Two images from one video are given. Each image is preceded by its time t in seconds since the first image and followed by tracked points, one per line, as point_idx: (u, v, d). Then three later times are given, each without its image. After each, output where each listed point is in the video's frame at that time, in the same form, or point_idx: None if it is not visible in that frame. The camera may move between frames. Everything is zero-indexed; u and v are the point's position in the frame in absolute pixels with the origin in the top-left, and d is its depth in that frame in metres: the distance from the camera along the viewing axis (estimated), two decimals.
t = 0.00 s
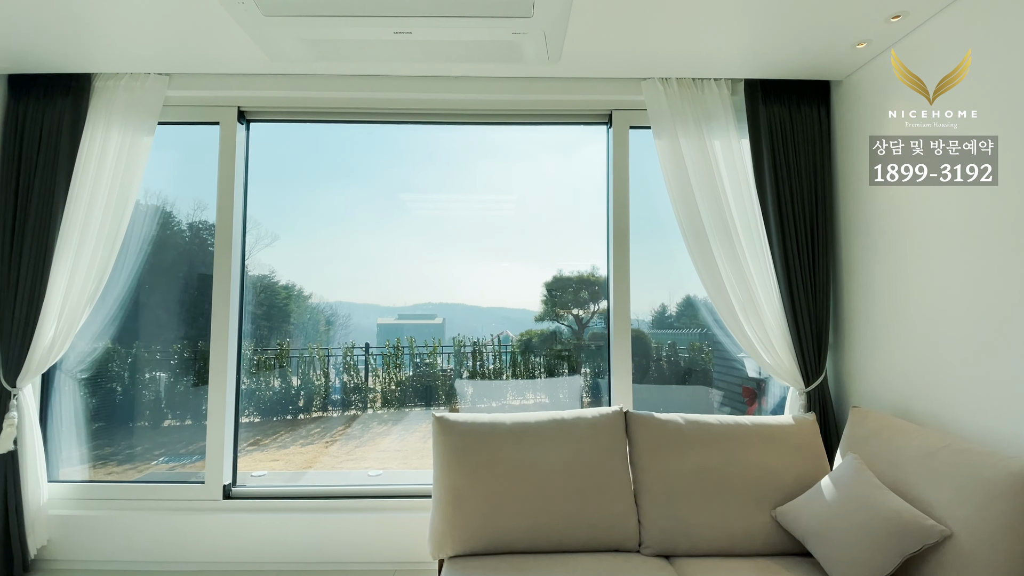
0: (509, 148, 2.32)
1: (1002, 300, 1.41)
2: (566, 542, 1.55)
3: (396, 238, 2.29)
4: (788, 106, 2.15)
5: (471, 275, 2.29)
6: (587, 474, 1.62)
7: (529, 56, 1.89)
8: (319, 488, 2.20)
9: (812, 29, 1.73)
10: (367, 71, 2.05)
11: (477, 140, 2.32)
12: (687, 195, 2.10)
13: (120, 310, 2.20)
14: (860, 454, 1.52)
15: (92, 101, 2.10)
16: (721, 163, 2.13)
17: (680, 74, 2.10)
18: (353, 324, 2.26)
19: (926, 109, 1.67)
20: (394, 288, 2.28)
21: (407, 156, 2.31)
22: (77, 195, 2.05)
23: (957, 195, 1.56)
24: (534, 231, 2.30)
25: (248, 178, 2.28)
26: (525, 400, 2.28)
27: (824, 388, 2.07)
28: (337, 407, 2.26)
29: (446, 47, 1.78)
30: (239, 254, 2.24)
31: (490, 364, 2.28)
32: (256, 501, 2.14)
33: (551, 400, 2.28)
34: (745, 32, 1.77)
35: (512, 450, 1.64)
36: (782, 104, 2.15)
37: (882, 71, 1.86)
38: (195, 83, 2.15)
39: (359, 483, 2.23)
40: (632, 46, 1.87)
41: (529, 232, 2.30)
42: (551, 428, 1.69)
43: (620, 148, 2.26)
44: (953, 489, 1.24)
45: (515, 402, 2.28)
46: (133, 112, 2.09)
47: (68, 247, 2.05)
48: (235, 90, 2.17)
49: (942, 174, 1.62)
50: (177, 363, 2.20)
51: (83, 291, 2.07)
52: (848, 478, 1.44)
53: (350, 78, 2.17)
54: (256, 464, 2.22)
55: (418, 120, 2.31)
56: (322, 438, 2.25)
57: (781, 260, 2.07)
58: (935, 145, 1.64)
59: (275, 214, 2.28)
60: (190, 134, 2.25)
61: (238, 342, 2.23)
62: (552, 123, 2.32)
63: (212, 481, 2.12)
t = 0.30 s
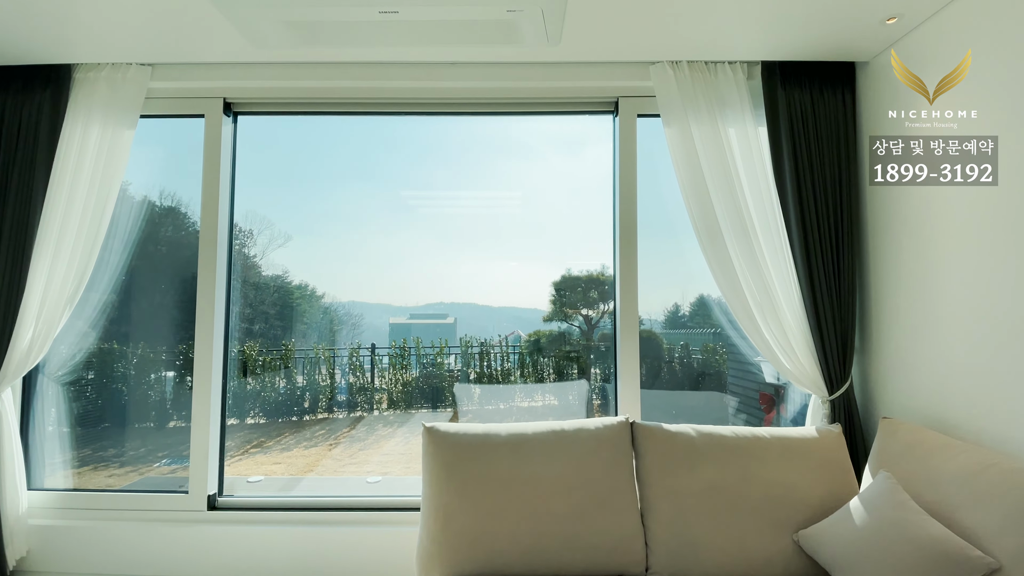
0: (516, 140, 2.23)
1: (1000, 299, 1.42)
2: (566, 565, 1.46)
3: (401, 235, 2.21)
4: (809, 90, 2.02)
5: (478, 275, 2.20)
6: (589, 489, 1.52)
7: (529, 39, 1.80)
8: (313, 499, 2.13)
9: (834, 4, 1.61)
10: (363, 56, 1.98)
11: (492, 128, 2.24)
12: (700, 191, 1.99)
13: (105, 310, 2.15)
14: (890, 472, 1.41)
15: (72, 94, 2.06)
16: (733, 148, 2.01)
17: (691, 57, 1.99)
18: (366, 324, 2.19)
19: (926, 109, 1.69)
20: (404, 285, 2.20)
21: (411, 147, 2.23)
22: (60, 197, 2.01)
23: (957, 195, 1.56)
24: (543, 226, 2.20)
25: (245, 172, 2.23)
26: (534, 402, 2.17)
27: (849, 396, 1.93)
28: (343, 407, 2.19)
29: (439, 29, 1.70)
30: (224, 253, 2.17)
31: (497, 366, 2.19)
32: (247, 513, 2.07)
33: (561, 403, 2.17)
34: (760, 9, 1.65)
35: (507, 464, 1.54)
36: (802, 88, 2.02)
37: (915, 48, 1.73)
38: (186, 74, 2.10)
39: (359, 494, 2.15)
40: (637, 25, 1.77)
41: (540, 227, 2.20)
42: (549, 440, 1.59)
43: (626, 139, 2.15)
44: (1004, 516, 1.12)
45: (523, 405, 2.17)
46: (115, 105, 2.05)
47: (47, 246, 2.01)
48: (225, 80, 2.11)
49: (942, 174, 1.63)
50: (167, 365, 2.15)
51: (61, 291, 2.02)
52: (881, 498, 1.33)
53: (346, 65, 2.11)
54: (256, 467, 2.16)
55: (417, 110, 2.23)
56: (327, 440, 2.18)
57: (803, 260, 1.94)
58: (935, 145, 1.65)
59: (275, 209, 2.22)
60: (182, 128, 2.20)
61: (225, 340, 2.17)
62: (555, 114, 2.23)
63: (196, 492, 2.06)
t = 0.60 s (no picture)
0: (523, 132, 2.14)
1: (998, 297, 1.45)
2: None
3: (405, 231, 2.14)
4: (831, 71, 1.90)
5: (485, 274, 2.12)
6: (589, 504, 1.43)
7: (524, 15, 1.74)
8: (308, 510, 2.06)
9: None
10: (359, 40, 1.92)
11: (506, 119, 2.15)
12: (714, 185, 1.88)
13: (87, 311, 2.11)
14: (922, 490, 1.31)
15: (52, 84, 2.03)
16: (749, 138, 1.91)
17: (701, 37, 1.90)
18: (377, 323, 2.12)
19: (926, 109, 1.71)
20: (413, 283, 2.13)
21: (417, 135, 2.16)
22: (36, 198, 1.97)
23: (958, 195, 1.58)
24: (553, 220, 2.11)
25: (243, 167, 2.16)
26: (541, 403, 2.09)
27: (876, 402, 1.81)
28: (348, 409, 2.12)
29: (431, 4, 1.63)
30: (209, 254, 2.12)
31: (504, 366, 2.10)
32: (234, 523, 2.01)
33: (568, 404, 2.09)
34: None
35: (499, 477, 1.45)
36: (823, 69, 1.91)
37: (948, 22, 1.62)
38: (178, 62, 2.05)
39: (355, 506, 2.08)
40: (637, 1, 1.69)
41: (552, 223, 2.11)
42: (545, 451, 1.50)
43: (632, 128, 2.05)
44: None
45: (530, 407, 2.09)
46: (94, 96, 2.01)
47: (25, 246, 1.96)
48: (217, 69, 2.05)
49: (942, 174, 1.65)
50: (156, 367, 2.09)
51: (40, 290, 1.97)
52: (915, 520, 1.22)
53: (342, 50, 2.04)
54: (257, 469, 2.11)
55: (416, 99, 2.16)
56: (330, 441, 2.11)
57: (825, 259, 1.83)
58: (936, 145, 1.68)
59: (275, 203, 2.16)
60: (172, 122, 2.15)
61: (212, 340, 2.12)
62: (559, 103, 2.14)
63: (179, 501, 2.01)
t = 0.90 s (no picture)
0: (531, 124, 2.07)
1: (1003, 297, 1.44)
2: None
3: (409, 228, 2.08)
4: (853, 53, 1.81)
5: (496, 274, 2.05)
6: (588, 521, 1.35)
7: None
8: (304, 522, 2.00)
9: None
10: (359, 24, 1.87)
11: (520, 111, 2.08)
12: (728, 182, 1.78)
13: (70, 313, 2.07)
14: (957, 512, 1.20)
15: (34, 77, 2.01)
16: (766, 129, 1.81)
17: (713, 18, 1.81)
18: (389, 323, 2.05)
19: (927, 110, 1.72)
20: (420, 282, 2.06)
21: (427, 127, 2.10)
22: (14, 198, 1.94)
23: (959, 195, 1.59)
24: (563, 216, 2.03)
25: (244, 163, 2.12)
26: (550, 405, 2.01)
27: (906, 410, 1.70)
28: (353, 411, 2.06)
29: None
30: (195, 253, 2.07)
31: (511, 367, 2.03)
32: (219, 535, 1.95)
33: (577, 405, 2.01)
34: None
35: (490, 492, 1.38)
36: (844, 51, 1.81)
37: None
38: (171, 52, 2.01)
39: (354, 518, 2.01)
40: None
41: (562, 219, 2.03)
42: (541, 465, 1.42)
43: (640, 118, 1.96)
44: None
45: (538, 409, 2.01)
46: (77, 89, 1.98)
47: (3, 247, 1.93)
48: (212, 60, 2.01)
49: (942, 174, 1.65)
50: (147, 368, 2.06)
51: (21, 291, 1.94)
52: (956, 543, 1.12)
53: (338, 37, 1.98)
54: (259, 472, 2.06)
55: (416, 89, 2.09)
56: (335, 443, 2.06)
57: (850, 257, 1.72)
58: (935, 144, 1.69)
59: (275, 198, 2.11)
60: (163, 117, 2.11)
61: (199, 341, 2.08)
62: (564, 92, 2.07)
63: (164, 511, 1.96)
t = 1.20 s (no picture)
0: (542, 116, 2.01)
1: (1003, 293, 1.48)
2: None
3: (415, 225, 2.02)
4: (882, 34, 1.71)
5: (508, 273, 1.98)
6: (594, 539, 1.28)
7: None
8: (304, 530, 1.95)
9: None
10: (361, 11, 1.83)
11: (532, 103, 2.01)
12: (748, 177, 1.69)
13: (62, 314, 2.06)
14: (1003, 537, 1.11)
15: (25, 71, 1.99)
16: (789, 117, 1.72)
17: None
18: (402, 323, 2.00)
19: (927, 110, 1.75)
20: (431, 280, 2.00)
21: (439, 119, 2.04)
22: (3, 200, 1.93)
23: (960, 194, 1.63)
24: (575, 212, 1.96)
25: (252, 158, 2.09)
26: (561, 406, 1.94)
27: (943, 419, 1.60)
28: (363, 412, 2.01)
29: None
30: (189, 252, 2.04)
31: (521, 367, 1.96)
32: (213, 544, 1.91)
33: (588, 406, 1.93)
34: None
35: (487, 507, 1.31)
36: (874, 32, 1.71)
37: None
38: (170, 44, 1.98)
39: (355, 527, 1.96)
40: None
41: (574, 215, 1.96)
42: (545, 478, 1.36)
43: (653, 107, 1.88)
44: None
45: (549, 411, 1.94)
46: (68, 83, 1.96)
47: None
48: (211, 50, 1.97)
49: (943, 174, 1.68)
50: (143, 369, 2.03)
51: (13, 291, 1.93)
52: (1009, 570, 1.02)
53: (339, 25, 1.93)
54: (267, 474, 2.02)
55: (420, 80, 2.04)
56: (344, 444, 2.01)
57: (881, 256, 1.62)
58: (949, 140, 1.66)
59: (279, 195, 2.08)
60: (159, 113, 2.08)
61: (194, 341, 2.04)
62: (572, 80, 2.00)
63: (157, 519, 1.92)
